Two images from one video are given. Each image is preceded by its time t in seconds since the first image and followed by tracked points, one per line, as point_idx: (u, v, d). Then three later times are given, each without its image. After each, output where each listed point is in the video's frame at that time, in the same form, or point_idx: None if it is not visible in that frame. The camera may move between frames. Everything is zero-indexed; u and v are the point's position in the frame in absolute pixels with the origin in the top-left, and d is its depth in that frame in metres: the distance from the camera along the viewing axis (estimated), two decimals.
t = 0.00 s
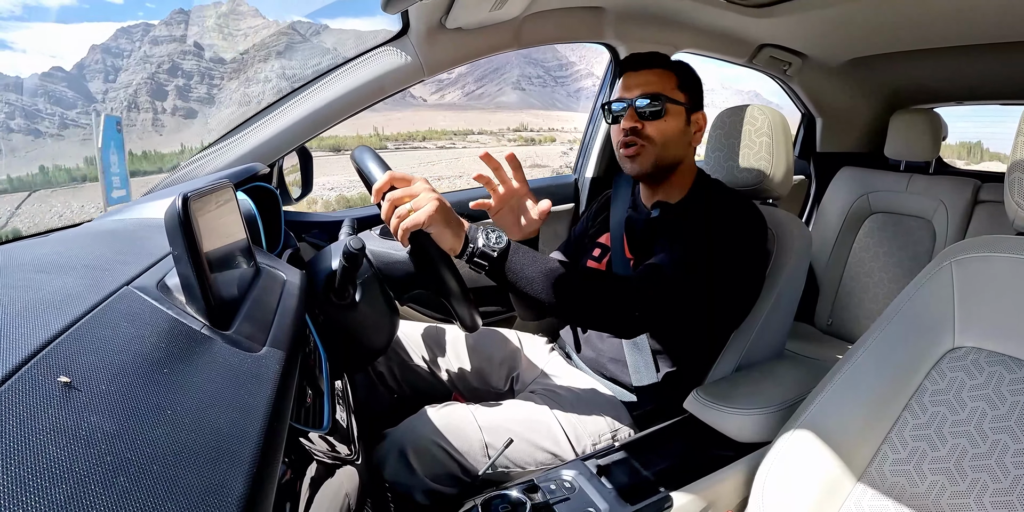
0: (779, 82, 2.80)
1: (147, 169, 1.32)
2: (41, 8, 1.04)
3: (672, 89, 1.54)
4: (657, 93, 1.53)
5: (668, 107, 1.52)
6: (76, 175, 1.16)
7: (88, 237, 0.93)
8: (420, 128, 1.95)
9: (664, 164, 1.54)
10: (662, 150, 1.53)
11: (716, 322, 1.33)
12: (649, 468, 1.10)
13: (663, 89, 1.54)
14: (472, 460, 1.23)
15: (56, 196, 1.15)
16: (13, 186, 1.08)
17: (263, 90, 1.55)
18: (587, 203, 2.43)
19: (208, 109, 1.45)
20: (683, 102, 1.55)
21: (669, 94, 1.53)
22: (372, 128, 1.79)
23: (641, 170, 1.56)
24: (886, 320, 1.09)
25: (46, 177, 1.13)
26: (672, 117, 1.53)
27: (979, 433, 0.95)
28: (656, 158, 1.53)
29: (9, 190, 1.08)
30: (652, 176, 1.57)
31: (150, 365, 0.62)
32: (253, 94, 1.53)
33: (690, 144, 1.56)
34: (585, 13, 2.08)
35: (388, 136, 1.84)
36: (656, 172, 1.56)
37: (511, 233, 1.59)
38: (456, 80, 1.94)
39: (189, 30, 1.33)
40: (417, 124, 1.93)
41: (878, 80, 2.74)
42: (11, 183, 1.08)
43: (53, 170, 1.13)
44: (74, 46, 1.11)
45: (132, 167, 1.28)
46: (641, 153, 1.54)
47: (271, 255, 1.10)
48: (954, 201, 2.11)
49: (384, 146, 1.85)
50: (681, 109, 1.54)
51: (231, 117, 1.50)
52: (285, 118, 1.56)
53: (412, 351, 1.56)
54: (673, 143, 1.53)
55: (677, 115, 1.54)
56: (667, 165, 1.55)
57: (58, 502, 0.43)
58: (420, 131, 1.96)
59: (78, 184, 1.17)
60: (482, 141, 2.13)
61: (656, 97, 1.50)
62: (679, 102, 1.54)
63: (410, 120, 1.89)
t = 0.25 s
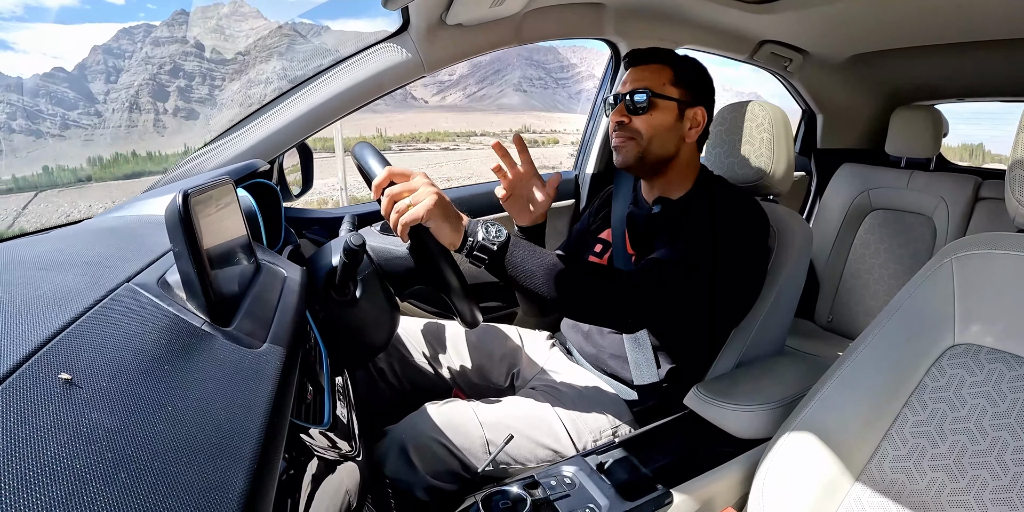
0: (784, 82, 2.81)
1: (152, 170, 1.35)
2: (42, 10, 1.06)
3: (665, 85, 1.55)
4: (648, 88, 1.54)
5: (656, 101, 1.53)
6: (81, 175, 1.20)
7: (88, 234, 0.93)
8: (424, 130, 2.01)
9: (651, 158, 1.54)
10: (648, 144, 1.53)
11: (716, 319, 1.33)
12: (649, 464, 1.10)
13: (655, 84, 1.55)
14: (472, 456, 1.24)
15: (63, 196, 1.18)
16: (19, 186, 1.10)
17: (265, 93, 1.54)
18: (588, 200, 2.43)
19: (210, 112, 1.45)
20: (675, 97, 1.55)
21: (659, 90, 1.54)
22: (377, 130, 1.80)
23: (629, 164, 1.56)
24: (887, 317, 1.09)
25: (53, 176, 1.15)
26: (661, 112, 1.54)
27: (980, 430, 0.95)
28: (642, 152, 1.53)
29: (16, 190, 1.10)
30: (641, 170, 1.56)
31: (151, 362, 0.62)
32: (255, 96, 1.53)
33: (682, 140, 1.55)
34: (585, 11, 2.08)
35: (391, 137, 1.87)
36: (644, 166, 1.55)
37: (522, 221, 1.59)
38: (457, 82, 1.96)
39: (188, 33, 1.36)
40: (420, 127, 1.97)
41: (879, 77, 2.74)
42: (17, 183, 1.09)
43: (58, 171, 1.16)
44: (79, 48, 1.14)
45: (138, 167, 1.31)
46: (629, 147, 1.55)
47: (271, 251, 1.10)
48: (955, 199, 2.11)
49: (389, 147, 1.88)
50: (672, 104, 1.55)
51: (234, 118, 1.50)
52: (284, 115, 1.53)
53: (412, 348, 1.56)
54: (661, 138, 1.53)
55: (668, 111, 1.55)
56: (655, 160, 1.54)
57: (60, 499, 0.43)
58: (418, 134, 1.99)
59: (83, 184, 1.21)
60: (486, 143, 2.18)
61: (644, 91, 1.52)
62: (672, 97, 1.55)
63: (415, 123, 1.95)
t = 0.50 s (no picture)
0: (779, 77, 2.78)
1: (156, 169, 1.35)
2: (43, 10, 1.05)
3: (671, 85, 1.55)
4: (653, 87, 1.55)
5: (660, 101, 1.54)
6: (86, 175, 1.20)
7: (89, 237, 0.93)
8: (427, 130, 1.99)
9: (651, 159, 1.54)
10: (649, 144, 1.54)
11: (717, 318, 1.33)
12: (652, 463, 1.10)
13: (660, 83, 1.55)
14: (474, 457, 1.24)
15: (69, 196, 1.17)
16: (23, 185, 1.08)
17: (267, 93, 1.56)
18: (588, 200, 2.43)
19: (211, 111, 1.46)
20: (680, 98, 1.55)
21: (664, 90, 1.54)
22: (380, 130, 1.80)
23: (629, 163, 1.57)
24: (888, 315, 1.09)
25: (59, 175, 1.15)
26: (664, 112, 1.54)
27: (982, 427, 0.95)
28: (642, 151, 1.54)
29: (21, 190, 1.08)
30: (641, 169, 1.58)
31: (153, 365, 0.62)
32: (255, 97, 1.54)
33: (685, 141, 1.54)
34: (585, 10, 2.08)
35: (394, 137, 1.85)
36: (644, 166, 1.56)
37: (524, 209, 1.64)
38: (458, 84, 1.96)
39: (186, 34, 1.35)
40: (421, 128, 1.95)
41: (879, 75, 2.74)
42: (21, 182, 1.08)
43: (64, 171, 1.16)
44: (76, 46, 1.12)
45: (142, 167, 1.31)
46: (630, 146, 1.56)
47: (272, 253, 1.10)
48: (955, 196, 2.11)
49: (393, 149, 1.85)
50: (676, 105, 1.54)
51: (235, 119, 1.51)
52: (285, 116, 1.55)
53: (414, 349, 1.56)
54: (661, 138, 1.53)
55: (672, 111, 1.55)
56: (654, 160, 1.54)
57: (63, 502, 0.43)
58: (425, 135, 1.99)
59: (88, 184, 1.20)
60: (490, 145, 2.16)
61: (648, 91, 1.53)
62: (676, 97, 1.54)
63: (415, 124, 1.92)
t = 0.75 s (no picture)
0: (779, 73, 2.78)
1: (161, 169, 1.36)
2: (45, 8, 1.04)
3: (679, 82, 1.54)
4: (660, 83, 1.54)
5: (667, 99, 1.53)
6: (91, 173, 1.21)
7: (93, 242, 0.93)
8: (427, 131, 1.97)
9: (653, 156, 1.54)
10: (652, 141, 1.53)
11: (720, 316, 1.33)
12: (656, 462, 1.10)
13: (668, 80, 1.54)
14: (479, 458, 1.24)
15: (75, 194, 1.18)
16: (27, 183, 1.10)
17: (268, 93, 1.56)
18: (590, 199, 2.43)
19: (213, 111, 1.45)
20: (687, 97, 1.54)
21: (672, 87, 1.54)
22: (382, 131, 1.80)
23: (632, 159, 1.57)
24: (891, 311, 1.08)
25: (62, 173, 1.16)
26: (670, 110, 1.54)
27: (986, 422, 0.95)
28: (645, 148, 1.54)
29: (25, 188, 1.09)
30: (643, 166, 1.57)
31: (156, 368, 0.62)
32: (257, 96, 1.54)
33: (688, 140, 1.54)
34: (585, 9, 2.08)
35: (398, 138, 1.86)
36: (646, 161, 1.56)
37: (511, 219, 1.61)
38: (459, 84, 1.96)
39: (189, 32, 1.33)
40: (423, 127, 1.94)
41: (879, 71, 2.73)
42: (25, 181, 1.09)
43: (71, 168, 1.17)
44: (76, 44, 1.12)
45: (147, 166, 1.32)
46: (634, 141, 1.56)
47: (274, 255, 1.10)
48: (957, 191, 2.10)
49: (396, 149, 1.87)
50: (682, 103, 1.54)
51: (235, 119, 1.51)
52: (287, 118, 1.56)
53: (416, 351, 1.56)
54: (666, 135, 1.53)
55: (678, 108, 1.54)
56: (657, 157, 1.54)
57: (69, 506, 0.43)
58: (426, 134, 1.97)
59: (92, 182, 1.21)
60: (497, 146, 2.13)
61: (656, 87, 1.53)
62: (683, 95, 1.54)
63: (417, 125, 1.92)
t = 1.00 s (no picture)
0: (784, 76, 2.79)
1: (163, 169, 1.35)
2: (45, 8, 1.04)
3: (681, 87, 1.54)
4: (662, 89, 1.54)
5: (670, 104, 1.52)
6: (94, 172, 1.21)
7: (94, 238, 0.93)
8: (430, 130, 1.97)
9: (658, 160, 1.54)
10: (657, 146, 1.53)
11: (721, 319, 1.33)
12: (655, 465, 1.10)
13: (670, 85, 1.54)
14: (477, 459, 1.24)
15: (81, 193, 1.18)
16: (31, 182, 1.09)
17: (268, 93, 1.56)
18: (591, 201, 2.43)
19: (213, 110, 1.45)
20: (689, 101, 1.54)
21: (674, 92, 1.53)
22: (382, 130, 1.79)
23: (636, 165, 1.56)
24: (892, 315, 1.08)
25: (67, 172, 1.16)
26: (673, 115, 1.53)
27: (986, 428, 0.95)
28: (650, 153, 1.53)
29: (29, 187, 1.09)
30: (647, 171, 1.57)
31: (155, 366, 0.62)
32: (257, 96, 1.54)
33: (692, 144, 1.54)
34: (586, 11, 2.08)
35: (399, 138, 1.86)
36: (650, 166, 1.55)
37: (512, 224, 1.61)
38: (459, 84, 1.95)
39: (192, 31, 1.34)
40: (424, 128, 1.94)
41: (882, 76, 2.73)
42: (29, 180, 1.09)
43: (75, 168, 1.18)
44: (76, 43, 1.12)
45: (150, 165, 1.31)
46: (638, 147, 1.55)
47: (275, 254, 1.10)
48: (959, 196, 2.10)
49: (399, 149, 1.88)
50: (685, 107, 1.53)
51: (235, 118, 1.51)
52: (289, 117, 1.56)
53: (417, 351, 1.57)
54: (669, 140, 1.52)
55: (681, 114, 1.53)
56: (662, 161, 1.54)
57: (66, 503, 0.43)
58: (426, 135, 1.97)
59: (95, 181, 1.21)
60: (493, 144, 2.15)
61: (658, 93, 1.52)
62: (685, 100, 1.53)
63: (419, 125, 1.92)
